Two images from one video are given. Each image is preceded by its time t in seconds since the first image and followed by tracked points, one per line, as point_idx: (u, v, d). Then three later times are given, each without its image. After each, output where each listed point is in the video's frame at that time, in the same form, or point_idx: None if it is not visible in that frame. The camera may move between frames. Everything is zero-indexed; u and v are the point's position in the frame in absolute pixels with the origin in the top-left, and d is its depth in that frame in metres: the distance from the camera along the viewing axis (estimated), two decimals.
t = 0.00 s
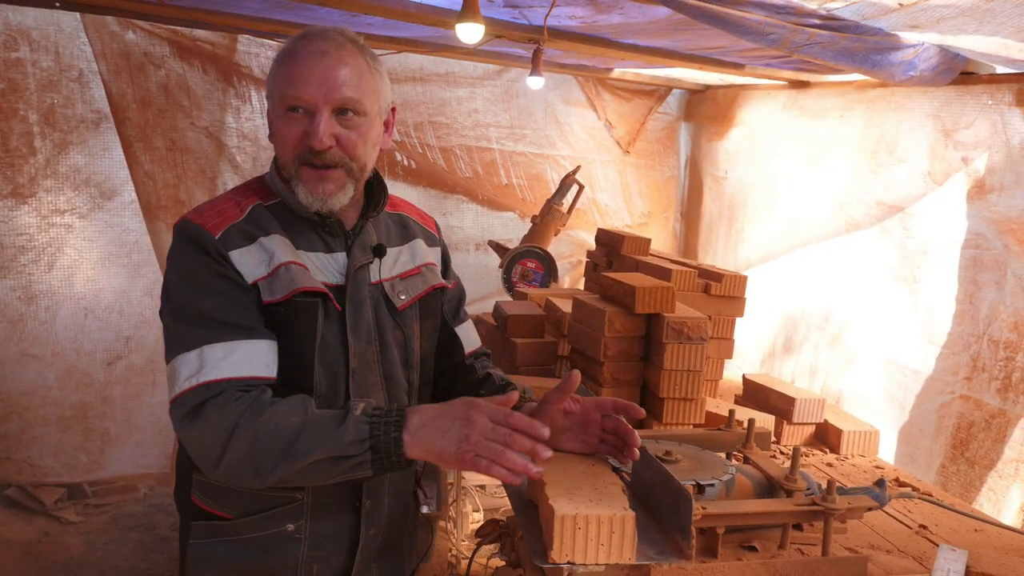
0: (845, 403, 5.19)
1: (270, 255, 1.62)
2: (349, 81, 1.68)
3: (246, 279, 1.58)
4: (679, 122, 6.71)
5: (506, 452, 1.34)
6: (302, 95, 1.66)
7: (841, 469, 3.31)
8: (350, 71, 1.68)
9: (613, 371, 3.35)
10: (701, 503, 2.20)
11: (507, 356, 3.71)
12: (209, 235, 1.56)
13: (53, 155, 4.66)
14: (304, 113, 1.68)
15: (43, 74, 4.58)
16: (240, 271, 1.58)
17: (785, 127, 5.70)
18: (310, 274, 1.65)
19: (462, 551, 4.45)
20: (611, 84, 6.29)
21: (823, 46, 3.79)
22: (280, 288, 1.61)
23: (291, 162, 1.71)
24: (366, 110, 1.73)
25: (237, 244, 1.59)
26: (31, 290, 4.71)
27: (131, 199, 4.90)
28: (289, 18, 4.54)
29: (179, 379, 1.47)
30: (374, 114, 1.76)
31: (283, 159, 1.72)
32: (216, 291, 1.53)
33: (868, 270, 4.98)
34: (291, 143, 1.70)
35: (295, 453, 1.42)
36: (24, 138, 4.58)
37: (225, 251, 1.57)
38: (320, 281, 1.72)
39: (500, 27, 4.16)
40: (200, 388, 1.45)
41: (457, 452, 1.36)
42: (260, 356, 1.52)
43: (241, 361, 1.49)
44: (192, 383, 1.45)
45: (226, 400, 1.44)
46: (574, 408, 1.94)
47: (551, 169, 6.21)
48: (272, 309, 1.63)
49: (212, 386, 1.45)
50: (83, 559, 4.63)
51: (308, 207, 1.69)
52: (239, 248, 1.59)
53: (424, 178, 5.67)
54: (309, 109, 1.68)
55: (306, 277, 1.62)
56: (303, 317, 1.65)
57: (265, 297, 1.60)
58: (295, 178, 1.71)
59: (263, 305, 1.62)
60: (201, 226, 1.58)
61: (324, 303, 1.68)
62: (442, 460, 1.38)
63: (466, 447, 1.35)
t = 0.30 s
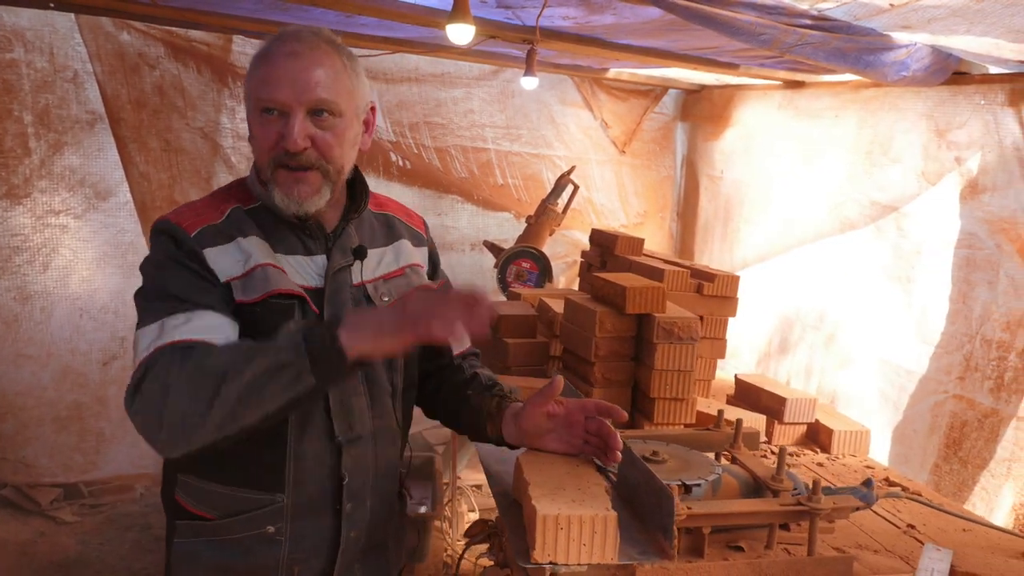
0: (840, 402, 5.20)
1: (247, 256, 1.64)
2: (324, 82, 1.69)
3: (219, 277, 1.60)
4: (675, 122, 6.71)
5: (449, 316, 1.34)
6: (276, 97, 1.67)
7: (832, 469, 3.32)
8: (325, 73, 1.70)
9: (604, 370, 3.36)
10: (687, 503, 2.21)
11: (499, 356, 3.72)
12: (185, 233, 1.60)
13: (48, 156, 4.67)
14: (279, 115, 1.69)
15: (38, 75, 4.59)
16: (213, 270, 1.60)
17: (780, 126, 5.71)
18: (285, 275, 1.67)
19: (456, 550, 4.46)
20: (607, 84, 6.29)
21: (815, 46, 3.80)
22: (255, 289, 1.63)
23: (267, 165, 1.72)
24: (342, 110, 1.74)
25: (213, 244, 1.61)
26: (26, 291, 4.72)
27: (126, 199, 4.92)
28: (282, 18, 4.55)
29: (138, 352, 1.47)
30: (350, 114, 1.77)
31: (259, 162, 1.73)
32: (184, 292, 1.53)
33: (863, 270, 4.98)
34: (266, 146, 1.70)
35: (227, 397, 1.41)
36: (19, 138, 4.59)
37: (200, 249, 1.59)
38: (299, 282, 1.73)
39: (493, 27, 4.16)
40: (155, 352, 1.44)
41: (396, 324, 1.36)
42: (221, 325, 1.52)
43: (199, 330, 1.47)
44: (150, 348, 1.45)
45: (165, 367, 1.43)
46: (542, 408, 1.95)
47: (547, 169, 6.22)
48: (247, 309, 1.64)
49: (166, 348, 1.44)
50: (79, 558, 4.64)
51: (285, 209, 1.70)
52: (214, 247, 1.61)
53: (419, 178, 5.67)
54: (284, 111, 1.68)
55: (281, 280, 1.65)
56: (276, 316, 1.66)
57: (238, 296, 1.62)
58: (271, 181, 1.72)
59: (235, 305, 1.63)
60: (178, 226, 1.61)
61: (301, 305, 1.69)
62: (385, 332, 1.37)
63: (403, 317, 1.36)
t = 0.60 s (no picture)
0: (835, 402, 5.20)
1: (240, 253, 1.62)
2: (303, 75, 1.69)
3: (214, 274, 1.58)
4: (672, 122, 6.72)
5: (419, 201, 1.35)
6: (255, 90, 1.67)
7: (825, 469, 3.32)
8: (306, 66, 1.70)
9: (598, 371, 3.36)
10: (676, 503, 2.21)
11: (494, 357, 3.72)
12: (178, 231, 1.60)
13: (44, 156, 4.67)
14: (259, 109, 1.69)
15: (34, 76, 4.59)
16: (208, 267, 1.58)
17: (776, 127, 5.72)
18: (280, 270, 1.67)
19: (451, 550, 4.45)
20: (604, 84, 6.30)
21: (809, 46, 3.80)
22: (249, 286, 1.59)
23: (248, 160, 1.71)
24: (322, 103, 1.73)
25: (204, 240, 1.61)
26: (22, 291, 4.72)
27: (122, 200, 4.92)
28: (278, 18, 4.55)
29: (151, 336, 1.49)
30: (331, 108, 1.76)
31: (241, 158, 1.73)
32: (184, 277, 1.56)
33: (859, 270, 4.99)
34: (246, 140, 1.70)
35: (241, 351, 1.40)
36: (14, 139, 4.58)
37: (193, 246, 1.59)
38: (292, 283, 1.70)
39: (488, 28, 4.17)
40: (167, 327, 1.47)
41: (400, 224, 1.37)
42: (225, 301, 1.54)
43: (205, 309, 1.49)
44: (162, 324, 1.47)
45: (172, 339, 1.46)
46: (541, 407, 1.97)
47: (543, 169, 6.22)
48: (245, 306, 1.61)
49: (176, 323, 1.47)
50: (75, 558, 4.64)
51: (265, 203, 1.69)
52: (206, 244, 1.61)
53: (416, 178, 5.68)
54: (264, 105, 1.69)
55: (275, 276, 1.63)
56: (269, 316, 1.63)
57: (234, 293, 1.59)
58: (253, 175, 1.71)
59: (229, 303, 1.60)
60: (169, 222, 1.61)
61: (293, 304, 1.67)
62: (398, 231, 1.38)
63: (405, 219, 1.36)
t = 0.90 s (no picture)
0: (831, 402, 5.19)
1: (231, 264, 1.62)
2: (313, 76, 1.70)
3: (205, 285, 1.57)
4: (668, 122, 6.72)
5: None
6: (264, 89, 1.67)
7: (819, 469, 3.32)
8: (316, 66, 1.70)
9: (592, 371, 3.35)
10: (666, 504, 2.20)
11: (488, 358, 3.71)
12: (172, 237, 1.56)
13: (39, 156, 4.65)
14: (268, 109, 1.69)
15: (28, 75, 4.58)
16: (198, 279, 1.57)
17: (772, 127, 5.72)
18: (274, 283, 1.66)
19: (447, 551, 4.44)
20: (600, 84, 6.30)
21: (804, 46, 3.79)
22: (240, 299, 1.61)
23: (255, 159, 1.70)
24: (332, 104, 1.74)
25: (198, 249, 1.59)
26: (17, 291, 4.70)
27: (117, 199, 4.91)
28: (273, 18, 4.55)
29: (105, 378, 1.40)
30: (339, 110, 1.77)
31: (247, 157, 1.72)
32: (181, 321, 1.49)
33: (854, 269, 4.98)
34: (253, 139, 1.69)
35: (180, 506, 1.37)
36: (9, 138, 4.57)
37: (186, 255, 1.56)
38: (285, 288, 1.72)
39: (483, 28, 4.17)
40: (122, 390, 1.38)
41: None
42: (193, 368, 1.47)
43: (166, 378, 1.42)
44: (118, 382, 1.38)
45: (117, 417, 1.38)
46: (520, 415, 1.96)
47: (539, 169, 6.22)
48: (233, 319, 1.62)
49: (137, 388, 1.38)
50: (69, 559, 4.62)
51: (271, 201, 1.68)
52: (199, 254, 1.58)
53: (412, 178, 5.68)
54: (273, 104, 1.68)
55: (267, 288, 1.63)
56: (260, 324, 1.64)
57: (223, 305, 1.59)
58: (259, 174, 1.70)
59: (219, 314, 1.61)
60: (163, 225, 1.57)
61: (287, 311, 1.68)
62: None
63: None
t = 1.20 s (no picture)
0: (829, 402, 5.19)
1: (203, 262, 1.72)
2: (294, 71, 1.74)
3: (174, 282, 1.71)
4: (667, 122, 6.71)
5: None
6: (246, 87, 1.73)
7: (815, 469, 3.32)
8: (297, 61, 1.74)
9: (588, 371, 3.35)
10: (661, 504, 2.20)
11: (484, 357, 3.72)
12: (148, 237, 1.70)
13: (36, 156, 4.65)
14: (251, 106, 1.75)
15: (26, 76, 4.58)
16: (169, 275, 1.71)
17: (770, 127, 5.71)
18: (254, 282, 1.73)
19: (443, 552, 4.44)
20: (598, 84, 6.29)
21: (800, 46, 3.80)
22: (207, 295, 1.71)
23: (241, 155, 1.77)
24: (314, 98, 1.77)
25: (172, 247, 1.72)
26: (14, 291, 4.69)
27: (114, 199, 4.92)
28: (270, 18, 4.54)
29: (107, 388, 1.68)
30: (323, 103, 1.79)
31: (233, 153, 1.78)
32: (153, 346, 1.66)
33: (853, 270, 4.98)
34: (237, 136, 1.76)
35: None
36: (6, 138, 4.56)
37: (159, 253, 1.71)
38: (269, 281, 1.75)
39: (479, 27, 4.17)
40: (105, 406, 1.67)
41: None
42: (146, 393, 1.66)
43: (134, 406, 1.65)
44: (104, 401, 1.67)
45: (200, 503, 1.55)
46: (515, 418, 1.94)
47: (537, 169, 6.21)
48: (206, 313, 1.72)
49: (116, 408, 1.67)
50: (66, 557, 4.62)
51: (252, 196, 1.72)
52: (171, 253, 1.72)
53: (409, 178, 5.68)
54: (255, 101, 1.74)
55: (234, 285, 1.70)
56: (233, 320, 1.71)
57: (193, 301, 1.71)
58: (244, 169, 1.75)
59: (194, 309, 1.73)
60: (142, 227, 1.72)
61: (258, 306, 1.73)
62: None
63: None
